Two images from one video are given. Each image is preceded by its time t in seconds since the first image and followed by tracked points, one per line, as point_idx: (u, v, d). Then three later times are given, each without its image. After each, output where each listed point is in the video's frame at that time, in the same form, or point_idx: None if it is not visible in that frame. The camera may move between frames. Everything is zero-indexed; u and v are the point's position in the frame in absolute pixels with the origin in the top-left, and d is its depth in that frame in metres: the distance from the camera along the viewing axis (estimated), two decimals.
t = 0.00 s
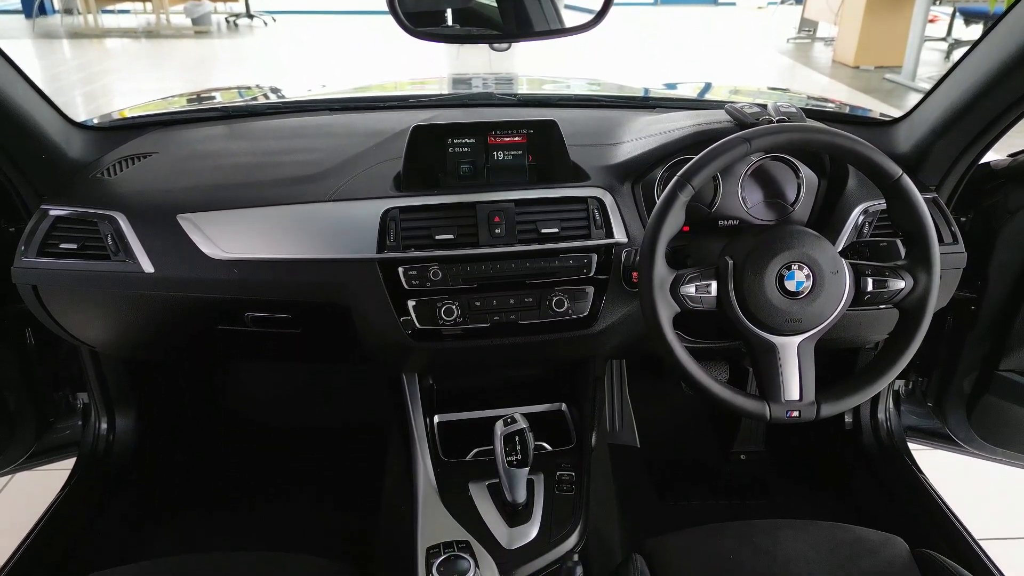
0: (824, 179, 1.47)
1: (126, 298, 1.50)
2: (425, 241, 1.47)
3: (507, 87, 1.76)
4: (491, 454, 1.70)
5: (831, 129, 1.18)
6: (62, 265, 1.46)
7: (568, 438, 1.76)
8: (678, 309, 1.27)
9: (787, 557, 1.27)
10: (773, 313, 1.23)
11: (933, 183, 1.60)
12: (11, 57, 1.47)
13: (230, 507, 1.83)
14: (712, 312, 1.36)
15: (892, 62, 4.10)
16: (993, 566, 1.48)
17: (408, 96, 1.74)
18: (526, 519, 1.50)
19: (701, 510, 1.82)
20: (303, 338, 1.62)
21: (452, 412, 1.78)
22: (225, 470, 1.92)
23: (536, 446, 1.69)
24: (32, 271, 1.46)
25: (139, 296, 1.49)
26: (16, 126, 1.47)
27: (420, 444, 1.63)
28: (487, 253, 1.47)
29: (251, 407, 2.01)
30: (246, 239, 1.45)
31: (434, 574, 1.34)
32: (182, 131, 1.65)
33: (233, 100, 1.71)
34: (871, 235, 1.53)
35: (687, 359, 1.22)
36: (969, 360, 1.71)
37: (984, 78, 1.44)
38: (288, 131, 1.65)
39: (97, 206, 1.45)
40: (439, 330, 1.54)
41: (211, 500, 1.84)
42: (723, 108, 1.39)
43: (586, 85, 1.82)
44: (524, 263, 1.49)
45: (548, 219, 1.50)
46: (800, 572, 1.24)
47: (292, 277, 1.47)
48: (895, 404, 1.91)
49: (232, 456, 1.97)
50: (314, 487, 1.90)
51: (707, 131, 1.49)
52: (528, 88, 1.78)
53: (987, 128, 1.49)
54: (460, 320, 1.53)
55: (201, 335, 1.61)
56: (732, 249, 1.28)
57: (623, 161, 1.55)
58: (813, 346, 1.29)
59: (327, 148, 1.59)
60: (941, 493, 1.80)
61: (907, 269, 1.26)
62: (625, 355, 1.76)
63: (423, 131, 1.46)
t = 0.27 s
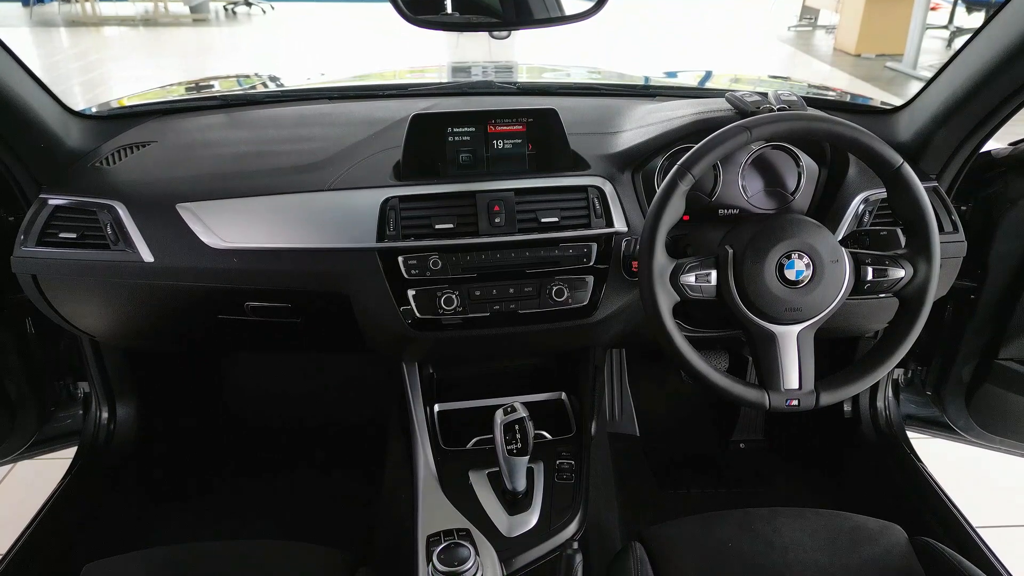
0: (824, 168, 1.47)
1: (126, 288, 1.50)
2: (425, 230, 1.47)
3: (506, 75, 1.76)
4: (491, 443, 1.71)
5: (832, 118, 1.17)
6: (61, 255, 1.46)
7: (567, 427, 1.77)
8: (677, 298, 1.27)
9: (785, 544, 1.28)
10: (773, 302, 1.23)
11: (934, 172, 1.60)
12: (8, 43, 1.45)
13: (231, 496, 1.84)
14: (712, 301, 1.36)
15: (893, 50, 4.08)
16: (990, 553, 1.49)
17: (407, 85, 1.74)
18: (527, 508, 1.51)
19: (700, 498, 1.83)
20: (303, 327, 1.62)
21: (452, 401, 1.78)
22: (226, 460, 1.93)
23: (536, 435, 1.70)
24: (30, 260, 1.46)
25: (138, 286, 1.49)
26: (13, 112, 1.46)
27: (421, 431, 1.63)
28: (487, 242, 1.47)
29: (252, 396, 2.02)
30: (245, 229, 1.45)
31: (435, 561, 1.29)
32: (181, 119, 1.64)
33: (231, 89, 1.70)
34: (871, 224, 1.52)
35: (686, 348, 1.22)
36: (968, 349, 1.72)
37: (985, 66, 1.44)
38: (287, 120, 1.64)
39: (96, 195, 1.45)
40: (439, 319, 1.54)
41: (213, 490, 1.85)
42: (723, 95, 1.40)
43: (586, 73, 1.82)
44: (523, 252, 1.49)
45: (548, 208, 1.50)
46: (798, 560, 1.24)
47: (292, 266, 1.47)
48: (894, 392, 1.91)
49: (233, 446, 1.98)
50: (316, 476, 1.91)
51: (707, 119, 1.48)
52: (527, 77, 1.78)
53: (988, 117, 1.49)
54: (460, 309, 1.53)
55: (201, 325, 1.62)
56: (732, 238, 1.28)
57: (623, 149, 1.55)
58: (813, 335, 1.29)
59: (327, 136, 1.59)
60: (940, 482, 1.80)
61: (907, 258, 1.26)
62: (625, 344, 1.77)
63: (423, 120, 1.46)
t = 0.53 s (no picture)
0: (824, 156, 1.46)
1: (125, 278, 1.50)
2: (425, 220, 1.46)
3: (506, 63, 1.75)
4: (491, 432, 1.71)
5: (833, 106, 1.17)
6: (61, 245, 1.46)
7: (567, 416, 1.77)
8: (677, 287, 1.27)
9: (783, 531, 1.28)
10: (772, 291, 1.23)
11: (935, 161, 1.59)
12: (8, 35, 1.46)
13: (233, 486, 1.85)
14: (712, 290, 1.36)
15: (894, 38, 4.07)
16: (988, 541, 1.50)
17: (406, 73, 1.73)
18: (526, 496, 1.52)
19: (699, 487, 1.84)
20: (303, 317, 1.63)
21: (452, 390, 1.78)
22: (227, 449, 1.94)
23: (536, 424, 1.71)
24: (30, 249, 1.46)
25: (138, 275, 1.49)
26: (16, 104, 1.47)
27: (421, 420, 1.63)
28: (486, 231, 1.47)
29: (252, 386, 2.02)
30: (245, 219, 1.45)
31: (435, 549, 1.28)
32: (180, 108, 1.64)
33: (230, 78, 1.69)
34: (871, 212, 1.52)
35: (686, 337, 1.22)
36: (968, 337, 1.72)
37: (987, 54, 1.43)
38: (286, 108, 1.64)
39: (95, 184, 1.45)
40: (439, 309, 1.55)
41: (214, 479, 1.86)
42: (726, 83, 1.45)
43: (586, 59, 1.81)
44: (523, 241, 1.49)
45: (548, 197, 1.50)
46: (797, 548, 1.25)
47: (292, 256, 1.47)
48: (893, 382, 1.90)
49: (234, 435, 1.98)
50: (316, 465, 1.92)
51: (707, 107, 1.48)
52: (527, 64, 1.77)
53: (989, 105, 1.48)
54: (460, 298, 1.53)
55: (201, 314, 1.62)
56: (732, 227, 1.28)
57: (624, 138, 1.54)
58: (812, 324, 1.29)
59: (326, 125, 1.58)
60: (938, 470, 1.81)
61: (906, 247, 1.26)
62: (625, 333, 1.77)
63: (422, 108, 1.45)
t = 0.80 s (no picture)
0: (825, 145, 1.46)
1: (125, 267, 1.50)
2: (425, 209, 1.46)
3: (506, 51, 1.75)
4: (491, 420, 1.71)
5: (833, 94, 1.17)
6: (60, 234, 1.46)
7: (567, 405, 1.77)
8: (677, 276, 1.27)
9: (782, 518, 1.29)
10: (772, 280, 1.23)
11: (936, 149, 1.59)
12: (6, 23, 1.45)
13: (234, 476, 1.86)
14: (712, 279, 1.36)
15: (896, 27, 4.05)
16: (985, 528, 1.51)
17: (406, 61, 1.72)
18: (526, 484, 1.53)
19: (698, 475, 1.85)
20: (303, 306, 1.63)
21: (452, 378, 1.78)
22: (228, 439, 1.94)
23: (536, 412, 1.71)
24: (30, 238, 1.46)
25: (137, 264, 1.49)
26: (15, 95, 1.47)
27: (421, 409, 1.64)
28: (486, 221, 1.47)
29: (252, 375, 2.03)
30: (244, 208, 1.44)
31: (435, 536, 1.29)
32: (178, 97, 1.63)
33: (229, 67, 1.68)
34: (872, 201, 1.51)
35: (685, 326, 1.22)
36: (967, 326, 1.73)
37: (989, 42, 1.43)
38: (285, 97, 1.63)
39: (94, 173, 1.44)
40: (439, 298, 1.55)
41: (216, 469, 1.87)
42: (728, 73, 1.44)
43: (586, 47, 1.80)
44: (523, 230, 1.49)
45: (548, 186, 1.49)
46: (795, 535, 1.26)
47: (291, 245, 1.47)
48: (892, 370, 1.92)
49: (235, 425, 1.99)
50: (317, 455, 1.92)
51: (708, 96, 1.47)
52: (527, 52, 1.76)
53: (991, 93, 1.48)
54: (460, 288, 1.53)
55: (201, 303, 1.62)
56: (732, 216, 1.27)
57: (624, 127, 1.54)
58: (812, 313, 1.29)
59: (325, 113, 1.58)
60: (936, 458, 1.82)
61: (906, 236, 1.26)
62: (625, 322, 1.77)
63: (421, 97, 1.44)
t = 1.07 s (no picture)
0: (826, 134, 1.46)
1: (125, 256, 1.50)
2: (424, 198, 1.46)
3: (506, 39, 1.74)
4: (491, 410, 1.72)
5: (834, 82, 1.16)
6: (60, 223, 1.46)
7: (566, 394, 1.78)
8: (677, 266, 1.27)
9: (780, 506, 1.30)
10: (771, 269, 1.23)
11: (936, 138, 1.58)
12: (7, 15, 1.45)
13: (235, 466, 1.86)
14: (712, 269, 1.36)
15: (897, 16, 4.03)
16: (982, 516, 1.52)
17: (405, 49, 1.72)
18: (526, 473, 1.53)
19: (697, 464, 1.86)
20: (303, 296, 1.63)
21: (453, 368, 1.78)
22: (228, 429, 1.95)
23: (536, 401, 1.72)
24: (29, 228, 1.46)
25: (137, 253, 1.49)
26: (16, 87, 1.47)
27: (421, 399, 1.64)
28: (486, 210, 1.47)
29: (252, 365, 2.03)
30: (243, 197, 1.44)
31: (435, 525, 1.29)
32: (176, 86, 1.62)
33: (228, 55, 1.67)
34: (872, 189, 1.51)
35: (685, 315, 1.22)
36: (967, 315, 1.73)
37: (991, 30, 1.42)
38: (283, 86, 1.62)
39: (92, 162, 1.44)
40: (438, 288, 1.55)
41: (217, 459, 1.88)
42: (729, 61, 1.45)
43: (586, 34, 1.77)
44: (523, 220, 1.49)
45: (548, 175, 1.49)
46: (794, 523, 1.26)
47: (291, 234, 1.47)
48: (891, 359, 1.92)
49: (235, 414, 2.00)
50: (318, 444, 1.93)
51: (709, 84, 1.47)
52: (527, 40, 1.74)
53: (992, 81, 1.47)
54: (459, 277, 1.53)
55: (201, 293, 1.62)
56: (732, 205, 1.27)
57: (625, 116, 1.53)
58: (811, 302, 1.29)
59: (324, 102, 1.57)
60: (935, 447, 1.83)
61: (906, 225, 1.25)
62: (625, 311, 1.77)
63: (420, 86, 1.44)
